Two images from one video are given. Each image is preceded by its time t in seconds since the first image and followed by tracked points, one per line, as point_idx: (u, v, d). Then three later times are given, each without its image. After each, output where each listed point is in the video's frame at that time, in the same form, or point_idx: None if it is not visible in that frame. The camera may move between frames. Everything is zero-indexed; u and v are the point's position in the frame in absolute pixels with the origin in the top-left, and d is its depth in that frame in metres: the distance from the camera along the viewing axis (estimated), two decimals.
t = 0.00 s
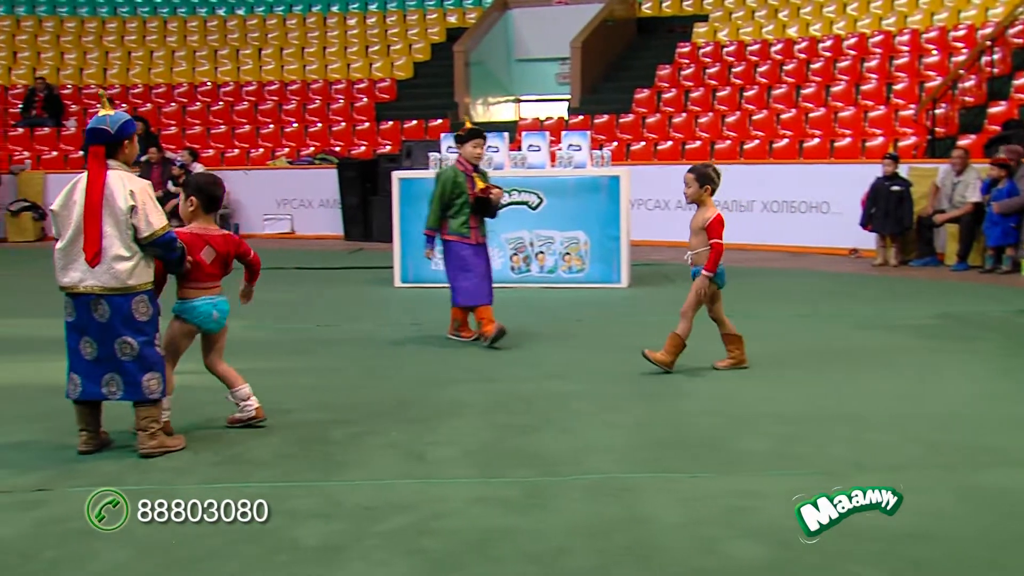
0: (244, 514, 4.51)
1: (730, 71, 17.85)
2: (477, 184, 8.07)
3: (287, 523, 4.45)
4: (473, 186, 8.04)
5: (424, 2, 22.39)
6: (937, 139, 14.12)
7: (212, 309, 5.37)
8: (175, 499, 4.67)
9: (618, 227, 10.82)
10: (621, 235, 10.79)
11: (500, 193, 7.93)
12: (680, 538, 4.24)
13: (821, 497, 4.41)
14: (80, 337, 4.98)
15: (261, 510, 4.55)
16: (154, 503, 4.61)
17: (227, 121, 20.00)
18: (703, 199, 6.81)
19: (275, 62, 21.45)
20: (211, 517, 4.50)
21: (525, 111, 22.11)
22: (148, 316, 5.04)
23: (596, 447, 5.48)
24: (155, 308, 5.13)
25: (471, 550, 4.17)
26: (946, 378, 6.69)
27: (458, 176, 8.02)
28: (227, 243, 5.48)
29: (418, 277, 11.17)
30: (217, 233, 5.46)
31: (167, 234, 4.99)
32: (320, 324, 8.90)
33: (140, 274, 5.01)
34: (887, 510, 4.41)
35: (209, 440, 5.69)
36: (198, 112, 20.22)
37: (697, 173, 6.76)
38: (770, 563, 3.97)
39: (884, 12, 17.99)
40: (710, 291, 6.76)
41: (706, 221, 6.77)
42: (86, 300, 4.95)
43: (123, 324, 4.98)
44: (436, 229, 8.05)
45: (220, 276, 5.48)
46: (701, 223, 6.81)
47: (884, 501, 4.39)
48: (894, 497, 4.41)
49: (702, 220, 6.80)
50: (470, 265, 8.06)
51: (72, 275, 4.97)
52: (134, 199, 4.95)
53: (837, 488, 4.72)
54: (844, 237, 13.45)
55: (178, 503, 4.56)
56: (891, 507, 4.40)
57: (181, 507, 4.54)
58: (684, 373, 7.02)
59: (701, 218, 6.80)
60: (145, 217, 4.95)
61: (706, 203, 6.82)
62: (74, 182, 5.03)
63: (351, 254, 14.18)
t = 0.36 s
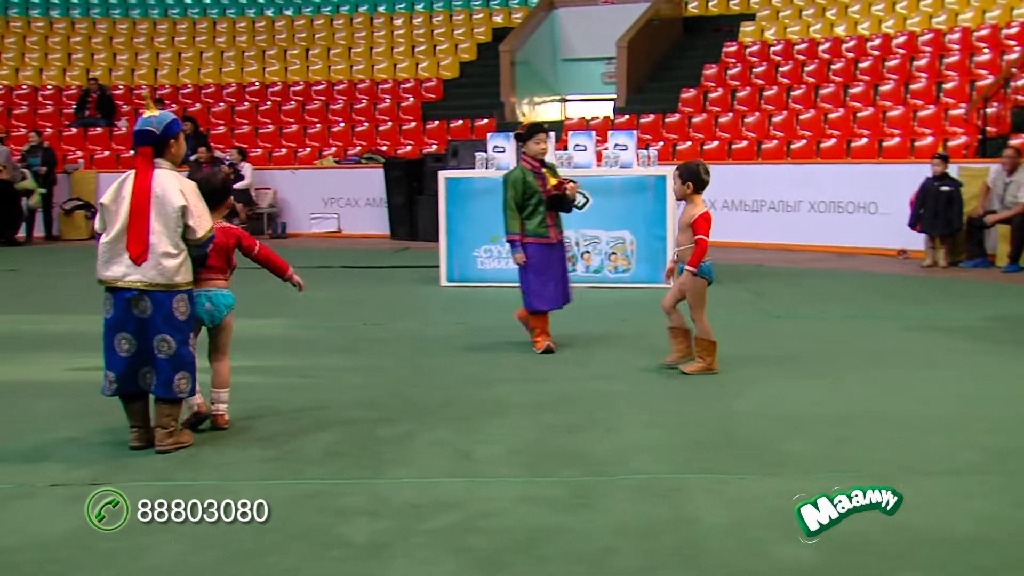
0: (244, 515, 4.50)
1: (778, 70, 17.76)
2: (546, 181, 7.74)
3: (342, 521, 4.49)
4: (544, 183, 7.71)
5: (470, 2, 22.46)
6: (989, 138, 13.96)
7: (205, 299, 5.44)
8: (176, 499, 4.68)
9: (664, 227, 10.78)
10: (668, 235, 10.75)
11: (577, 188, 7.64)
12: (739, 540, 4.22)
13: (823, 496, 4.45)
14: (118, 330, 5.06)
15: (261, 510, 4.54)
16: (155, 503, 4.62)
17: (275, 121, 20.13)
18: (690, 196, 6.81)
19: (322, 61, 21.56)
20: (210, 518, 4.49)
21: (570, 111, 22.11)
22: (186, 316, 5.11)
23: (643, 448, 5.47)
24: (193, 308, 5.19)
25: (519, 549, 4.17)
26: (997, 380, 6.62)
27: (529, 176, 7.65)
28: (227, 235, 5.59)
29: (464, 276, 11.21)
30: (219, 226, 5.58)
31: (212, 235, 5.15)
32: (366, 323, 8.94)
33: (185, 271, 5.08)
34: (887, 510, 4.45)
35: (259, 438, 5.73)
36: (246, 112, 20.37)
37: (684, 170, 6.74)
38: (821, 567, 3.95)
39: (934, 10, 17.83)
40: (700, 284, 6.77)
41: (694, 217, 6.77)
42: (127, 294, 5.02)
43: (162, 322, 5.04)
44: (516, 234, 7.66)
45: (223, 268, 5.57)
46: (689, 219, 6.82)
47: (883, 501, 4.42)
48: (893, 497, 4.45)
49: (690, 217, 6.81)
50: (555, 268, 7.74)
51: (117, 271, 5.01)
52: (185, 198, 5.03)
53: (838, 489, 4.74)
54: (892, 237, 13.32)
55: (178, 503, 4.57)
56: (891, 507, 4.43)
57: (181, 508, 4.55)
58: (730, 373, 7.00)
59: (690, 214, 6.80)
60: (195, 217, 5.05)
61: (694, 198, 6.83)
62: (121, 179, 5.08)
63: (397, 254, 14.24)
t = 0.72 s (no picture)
0: (244, 514, 4.51)
1: (814, 70, 17.66)
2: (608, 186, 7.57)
3: (374, 519, 4.51)
4: (606, 188, 7.57)
5: (505, 2, 22.49)
6: None
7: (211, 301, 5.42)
8: (176, 499, 4.69)
9: (700, 227, 10.75)
10: (703, 236, 10.73)
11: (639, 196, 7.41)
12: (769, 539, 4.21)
13: (824, 496, 4.47)
14: (142, 333, 5.06)
15: (261, 510, 4.55)
16: (155, 503, 4.63)
17: (310, 121, 20.22)
18: (668, 196, 7.08)
19: (358, 62, 21.62)
20: (210, 518, 4.50)
21: (605, 111, 22.11)
22: (212, 316, 5.17)
23: (677, 448, 5.45)
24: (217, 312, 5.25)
25: (551, 550, 4.17)
26: None
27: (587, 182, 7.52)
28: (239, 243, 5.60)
29: (499, 276, 11.23)
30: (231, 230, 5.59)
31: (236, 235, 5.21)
32: (402, 322, 8.96)
33: (212, 272, 5.14)
34: (887, 510, 4.46)
35: (296, 436, 5.77)
36: (282, 112, 20.46)
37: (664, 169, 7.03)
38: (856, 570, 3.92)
39: (973, 8, 17.68)
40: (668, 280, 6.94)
41: (668, 217, 7.02)
42: (155, 296, 5.05)
43: (190, 322, 5.09)
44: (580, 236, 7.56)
45: (232, 273, 5.56)
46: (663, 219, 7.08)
47: (883, 501, 4.44)
48: (894, 497, 4.47)
49: (665, 216, 7.06)
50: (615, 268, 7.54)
51: (146, 271, 5.05)
52: (212, 199, 5.08)
53: (838, 488, 4.73)
54: (928, 239, 13.22)
55: (178, 503, 4.58)
56: (891, 507, 4.45)
57: (181, 507, 4.56)
58: (767, 374, 6.97)
59: (666, 214, 7.06)
60: (223, 218, 5.10)
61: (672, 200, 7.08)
62: (147, 180, 5.13)
63: (432, 254, 14.28)
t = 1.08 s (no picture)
0: (244, 515, 4.52)
1: (836, 70, 17.60)
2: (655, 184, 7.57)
3: (393, 517, 4.53)
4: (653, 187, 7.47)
5: (526, 2, 22.51)
6: None
7: (222, 303, 5.51)
8: (178, 499, 4.70)
9: (721, 227, 10.75)
10: (725, 236, 10.74)
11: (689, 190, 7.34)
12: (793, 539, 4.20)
13: (824, 496, 4.50)
14: (130, 334, 5.21)
15: (261, 511, 4.55)
16: (156, 503, 4.64)
17: (332, 121, 20.26)
18: (637, 204, 7.07)
19: (380, 62, 21.66)
20: (210, 518, 4.51)
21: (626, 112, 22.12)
22: (196, 313, 5.25)
23: (700, 449, 5.45)
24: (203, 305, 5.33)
25: (575, 550, 4.16)
26: None
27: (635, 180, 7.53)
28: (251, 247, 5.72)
29: (520, 276, 11.23)
30: (242, 238, 5.72)
31: (215, 238, 5.23)
32: (425, 322, 8.98)
33: (189, 273, 5.23)
34: (887, 510, 4.49)
35: (321, 435, 5.80)
36: (304, 113, 20.51)
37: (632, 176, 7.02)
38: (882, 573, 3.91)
39: (998, 8, 17.59)
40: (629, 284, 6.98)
41: (636, 222, 7.02)
42: (136, 300, 5.17)
43: (172, 322, 5.20)
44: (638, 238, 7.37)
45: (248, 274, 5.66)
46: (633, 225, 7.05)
47: (883, 501, 4.48)
48: (894, 497, 4.50)
49: (634, 222, 7.04)
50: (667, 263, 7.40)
51: (122, 274, 5.18)
52: (185, 202, 5.17)
53: (837, 489, 4.73)
54: (951, 239, 13.16)
55: (179, 503, 4.59)
56: (891, 507, 4.47)
57: (181, 507, 4.57)
58: (789, 375, 6.96)
59: (634, 219, 7.05)
60: (197, 222, 5.17)
61: (641, 205, 7.07)
62: (123, 184, 5.26)
63: (454, 254, 14.30)
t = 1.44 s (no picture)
0: (244, 515, 4.52)
1: (857, 70, 17.53)
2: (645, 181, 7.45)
3: (407, 518, 4.52)
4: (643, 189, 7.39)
5: (546, 2, 22.50)
6: None
7: (250, 310, 5.68)
8: (178, 499, 4.70)
9: (742, 227, 10.73)
10: (745, 236, 10.73)
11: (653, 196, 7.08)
12: (810, 541, 4.19)
13: (824, 496, 4.49)
14: (131, 330, 5.26)
15: (261, 510, 4.55)
16: (155, 503, 4.64)
17: (352, 121, 20.29)
18: (613, 197, 7.14)
19: (399, 62, 21.68)
20: (210, 518, 4.51)
21: (646, 111, 22.09)
22: (199, 316, 5.32)
23: (720, 449, 5.44)
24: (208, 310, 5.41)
25: (594, 550, 4.16)
26: None
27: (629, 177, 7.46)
28: (288, 260, 5.86)
29: (539, 276, 11.23)
30: (282, 251, 5.87)
31: (228, 236, 5.28)
32: (445, 322, 8.98)
33: (199, 271, 5.30)
34: (887, 510, 4.47)
35: (340, 435, 5.80)
36: (324, 113, 20.56)
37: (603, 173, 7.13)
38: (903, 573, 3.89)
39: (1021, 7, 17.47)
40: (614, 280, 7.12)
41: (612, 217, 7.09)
42: (141, 294, 5.24)
43: (175, 321, 5.27)
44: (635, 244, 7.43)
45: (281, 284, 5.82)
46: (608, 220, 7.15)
47: (883, 501, 4.45)
48: (894, 497, 4.48)
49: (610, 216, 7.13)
50: (653, 267, 7.39)
51: (132, 270, 5.26)
52: (196, 199, 5.22)
53: (838, 488, 4.72)
54: (973, 239, 13.09)
55: (178, 503, 4.59)
56: (891, 507, 4.46)
57: (181, 508, 4.57)
58: (810, 376, 6.94)
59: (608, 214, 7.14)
60: (207, 219, 5.22)
61: (615, 200, 7.17)
62: (142, 181, 5.35)
63: (473, 253, 14.30)
